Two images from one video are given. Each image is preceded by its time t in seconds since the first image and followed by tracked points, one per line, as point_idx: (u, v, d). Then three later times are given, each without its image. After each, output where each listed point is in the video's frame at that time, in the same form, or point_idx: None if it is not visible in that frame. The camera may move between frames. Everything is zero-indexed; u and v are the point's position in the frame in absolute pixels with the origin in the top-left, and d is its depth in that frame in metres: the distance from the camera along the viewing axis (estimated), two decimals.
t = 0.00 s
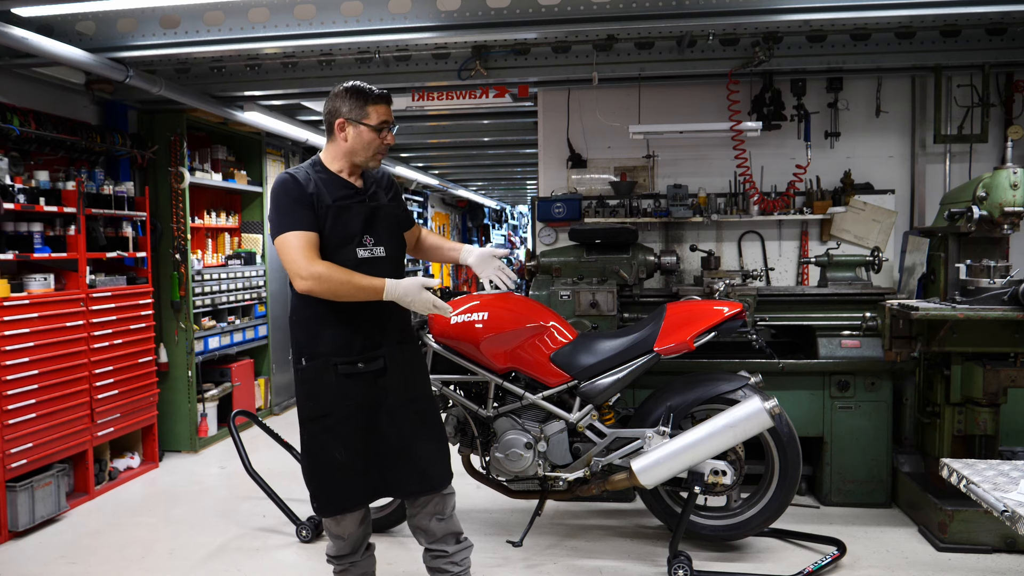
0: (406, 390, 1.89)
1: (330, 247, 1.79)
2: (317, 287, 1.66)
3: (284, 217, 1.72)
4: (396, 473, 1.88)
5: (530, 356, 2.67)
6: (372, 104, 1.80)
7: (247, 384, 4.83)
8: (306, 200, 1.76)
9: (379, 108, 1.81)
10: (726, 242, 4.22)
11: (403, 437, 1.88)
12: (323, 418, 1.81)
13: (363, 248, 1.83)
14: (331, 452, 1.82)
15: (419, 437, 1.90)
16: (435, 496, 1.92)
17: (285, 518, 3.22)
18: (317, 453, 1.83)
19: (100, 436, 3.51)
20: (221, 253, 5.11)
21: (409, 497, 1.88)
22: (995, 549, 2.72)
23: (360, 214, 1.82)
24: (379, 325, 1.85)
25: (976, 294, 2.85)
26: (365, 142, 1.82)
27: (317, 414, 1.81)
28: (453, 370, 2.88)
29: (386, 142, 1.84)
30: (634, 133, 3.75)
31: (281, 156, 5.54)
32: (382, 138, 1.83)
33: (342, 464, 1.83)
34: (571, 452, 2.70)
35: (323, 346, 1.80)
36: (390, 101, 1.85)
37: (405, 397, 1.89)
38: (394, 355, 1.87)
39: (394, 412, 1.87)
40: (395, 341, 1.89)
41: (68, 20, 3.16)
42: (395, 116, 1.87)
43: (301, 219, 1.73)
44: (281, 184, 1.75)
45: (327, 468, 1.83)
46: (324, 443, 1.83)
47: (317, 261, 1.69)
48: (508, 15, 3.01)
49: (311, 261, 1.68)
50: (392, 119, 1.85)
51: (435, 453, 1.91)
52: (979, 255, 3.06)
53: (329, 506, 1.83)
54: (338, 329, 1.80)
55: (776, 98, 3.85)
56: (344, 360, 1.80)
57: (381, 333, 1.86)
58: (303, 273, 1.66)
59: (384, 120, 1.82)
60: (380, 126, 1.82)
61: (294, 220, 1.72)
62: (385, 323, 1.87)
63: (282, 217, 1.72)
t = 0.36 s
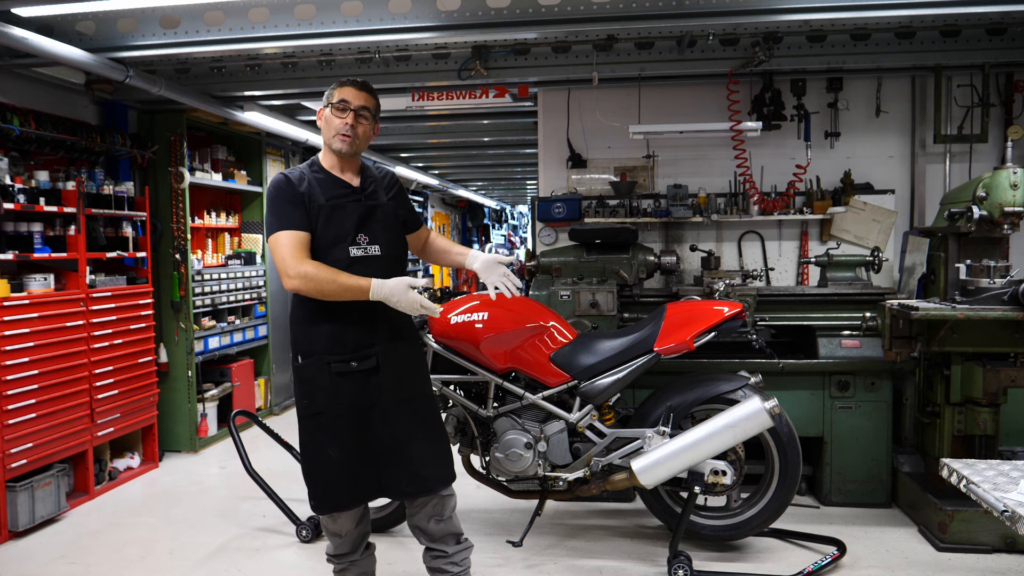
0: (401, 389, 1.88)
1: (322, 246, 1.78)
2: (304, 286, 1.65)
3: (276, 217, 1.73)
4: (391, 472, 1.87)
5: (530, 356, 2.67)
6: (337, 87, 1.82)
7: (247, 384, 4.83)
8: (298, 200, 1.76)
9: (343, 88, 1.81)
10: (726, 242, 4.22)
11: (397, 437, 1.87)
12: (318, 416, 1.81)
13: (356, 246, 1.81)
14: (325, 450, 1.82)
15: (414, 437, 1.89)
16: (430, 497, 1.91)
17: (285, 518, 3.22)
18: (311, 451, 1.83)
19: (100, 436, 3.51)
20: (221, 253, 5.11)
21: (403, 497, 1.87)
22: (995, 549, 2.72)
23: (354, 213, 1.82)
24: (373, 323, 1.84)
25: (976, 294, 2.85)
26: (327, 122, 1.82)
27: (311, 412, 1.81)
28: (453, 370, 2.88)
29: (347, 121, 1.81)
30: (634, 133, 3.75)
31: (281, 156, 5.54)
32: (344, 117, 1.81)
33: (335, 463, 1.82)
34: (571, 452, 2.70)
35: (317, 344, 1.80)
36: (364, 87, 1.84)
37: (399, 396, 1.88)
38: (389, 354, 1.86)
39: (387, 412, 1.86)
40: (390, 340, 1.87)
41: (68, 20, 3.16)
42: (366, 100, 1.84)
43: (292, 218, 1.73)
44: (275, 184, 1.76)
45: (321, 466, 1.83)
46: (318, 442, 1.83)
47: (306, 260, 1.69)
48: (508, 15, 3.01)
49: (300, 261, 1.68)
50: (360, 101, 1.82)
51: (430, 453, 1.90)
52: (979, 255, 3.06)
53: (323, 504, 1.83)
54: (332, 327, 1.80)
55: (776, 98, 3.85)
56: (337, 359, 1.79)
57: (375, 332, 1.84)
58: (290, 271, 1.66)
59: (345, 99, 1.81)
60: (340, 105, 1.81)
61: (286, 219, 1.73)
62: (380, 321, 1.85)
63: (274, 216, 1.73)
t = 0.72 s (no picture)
0: (400, 389, 1.87)
1: (323, 244, 1.78)
2: (303, 276, 1.65)
3: (276, 215, 1.73)
4: (390, 472, 1.87)
5: (530, 356, 2.67)
6: (336, 88, 1.81)
7: (247, 384, 4.83)
8: (299, 198, 1.76)
9: (342, 90, 1.80)
10: (726, 242, 4.22)
11: (396, 437, 1.87)
12: (317, 416, 1.81)
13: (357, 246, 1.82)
14: (324, 450, 1.82)
15: (413, 437, 1.89)
16: (429, 497, 1.90)
17: (285, 518, 3.22)
18: (310, 450, 1.83)
19: (100, 436, 3.51)
20: (221, 253, 5.11)
21: (402, 497, 1.87)
22: (995, 549, 2.72)
23: (355, 212, 1.82)
24: (372, 323, 1.83)
25: (976, 294, 2.85)
26: (327, 124, 1.82)
27: (310, 411, 1.81)
28: (453, 370, 2.88)
29: (347, 124, 1.81)
30: (634, 133, 3.75)
31: (281, 156, 5.54)
32: (344, 120, 1.81)
33: (334, 462, 1.82)
34: (571, 452, 2.70)
35: (316, 344, 1.80)
36: (363, 88, 1.83)
37: (399, 396, 1.87)
38: (388, 354, 1.86)
39: (387, 412, 1.85)
40: (390, 340, 1.87)
41: (68, 20, 3.16)
42: (366, 102, 1.83)
43: (293, 216, 1.73)
44: (276, 183, 1.76)
45: (320, 465, 1.83)
46: (318, 441, 1.83)
47: (301, 251, 1.69)
48: (508, 15, 3.01)
49: (296, 252, 1.68)
50: (360, 103, 1.82)
51: (429, 453, 1.90)
52: (979, 255, 3.06)
53: (321, 503, 1.83)
54: (331, 326, 1.80)
55: (776, 98, 3.85)
56: (336, 358, 1.80)
57: (375, 332, 1.84)
58: (288, 267, 1.66)
59: (345, 101, 1.80)
60: (339, 107, 1.80)
61: (286, 217, 1.72)
62: (380, 321, 1.85)
63: (274, 215, 1.73)
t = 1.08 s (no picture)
0: (403, 390, 1.87)
1: (324, 247, 1.79)
2: (300, 285, 1.65)
3: (275, 219, 1.73)
4: (393, 473, 1.87)
5: (530, 356, 2.67)
6: (367, 99, 1.81)
7: (247, 384, 4.83)
8: (299, 202, 1.76)
9: (374, 104, 1.81)
10: (726, 242, 4.22)
11: (399, 438, 1.87)
12: (320, 417, 1.81)
13: (359, 248, 1.82)
14: (327, 451, 1.82)
15: (416, 438, 1.89)
16: (432, 498, 1.90)
17: (285, 518, 3.22)
18: (312, 451, 1.83)
19: (100, 436, 3.51)
20: (221, 254, 5.11)
21: (404, 498, 1.87)
22: (995, 549, 2.72)
23: (356, 214, 1.82)
24: (375, 324, 1.84)
25: (976, 294, 2.85)
26: (359, 137, 1.81)
27: (313, 413, 1.81)
28: (453, 370, 2.88)
29: (382, 138, 1.83)
30: (634, 133, 3.75)
31: (281, 156, 5.54)
32: (378, 134, 1.83)
33: (337, 463, 1.82)
34: (571, 452, 2.70)
35: (319, 345, 1.80)
36: (387, 100, 1.86)
37: (401, 397, 1.87)
38: (391, 355, 1.86)
39: (389, 413, 1.85)
40: (393, 341, 1.87)
41: (68, 20, 3.16)
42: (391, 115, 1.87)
43: (293, 220, 1.73)
44: (275, 186, 1.75)
45: (323, 467, 1.83)
46: (320, 442, 1.82)
47: (301, 261, 1.69)
48: (508, 15, 3.01)
49: (297, 261, 1.68)
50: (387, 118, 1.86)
51: (431, 454, 1.90)
52: (979, 255, 3.06)
53: (323, 504, 1.83)
54: (334, 328, 1.80)
55: (776, 98, 3.85)
56: (339, 360, 1.80)
57: (377, 334, 1.84)
58: (286, 274, 1.66)
59: (378, 115, 1.82)
60: (375, 122, 1.82)
61: (285, 221, 1.72)
62: (383, 323, 1.85)
63: (273, 218, 1.73)
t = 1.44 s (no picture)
0: (404, 391, 1.87)
1: (326, 248, 1.78)
2: (294, 291, 1.66)
3: (276, 219, 1.73)
4: (394, 473, 1.88)
5: (530, 356, 2.67)
6: (371, 97, 1.82)
7: (247, 384, 4.83)
8: (301, 202, 1.76)
9: (378, 103, 1.83)
10: (726, 242, 4.22)
11: (401, 438, 1.87)
12: (322, 418, 1.82)
13: (361, 248, 1.82)
14: (329, 451, 1.83)
15: (417, 439, 1.89)
16: (434, 498, 1.90)
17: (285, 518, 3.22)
18: (314, 451, 1.84)
19: (100, 436, 3.51)
20: (221, 253, 5.11)
21: (406, 498, 1.88)
22: (995, 549, 2.72)
23: (358, 214, 1.82)
24: (376, 325, 1.83)
25: (976, 294, 2.85)
26: (363, 135, 1.83)
27: (315, 414, 1.82)
28: (453, 370, 2.88)
29: (385, 136, 1.85)
30: (634, 133, 3.75)
31: (281, 156, 5.54)
32: (381, 132, 1.85)
33: (338, 463, 1.83)
34: (571, 452, 2.70)
35: (321, 346, 1.80)
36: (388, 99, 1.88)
37: (403, 398, 1.87)
38: (392, 355, 1.85)
39: (391, 414, 1.85)
40: (395, 342, 1.87)
41: (68, 20, 3.16)
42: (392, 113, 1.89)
43: (294, 221, 1.73)
44: (276, 187, 1.75)
45: (325, 466, 1.84)
46: (322, 442, 1.83)
47: (299, 264, 1.69)
48: (508, 15, 3.01)
49: (295, 264, 1.68)
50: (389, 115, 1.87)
51: (434, 454, 1.90)
52: (979, 255, 3.06)
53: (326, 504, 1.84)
54: (335, 329, 1.80)
55: (776, 98, 3.85)
56: (341, 361, 1.79)
57: (379, 335, 1.83)
58: (282, 278, 1.67)
59: (382, 113, 1.84)
60: (378, 120, 1.83)
61: (286, 222, 1.72)
62: (384, 324, 1.85)
63: (274, 219, 1.73)
